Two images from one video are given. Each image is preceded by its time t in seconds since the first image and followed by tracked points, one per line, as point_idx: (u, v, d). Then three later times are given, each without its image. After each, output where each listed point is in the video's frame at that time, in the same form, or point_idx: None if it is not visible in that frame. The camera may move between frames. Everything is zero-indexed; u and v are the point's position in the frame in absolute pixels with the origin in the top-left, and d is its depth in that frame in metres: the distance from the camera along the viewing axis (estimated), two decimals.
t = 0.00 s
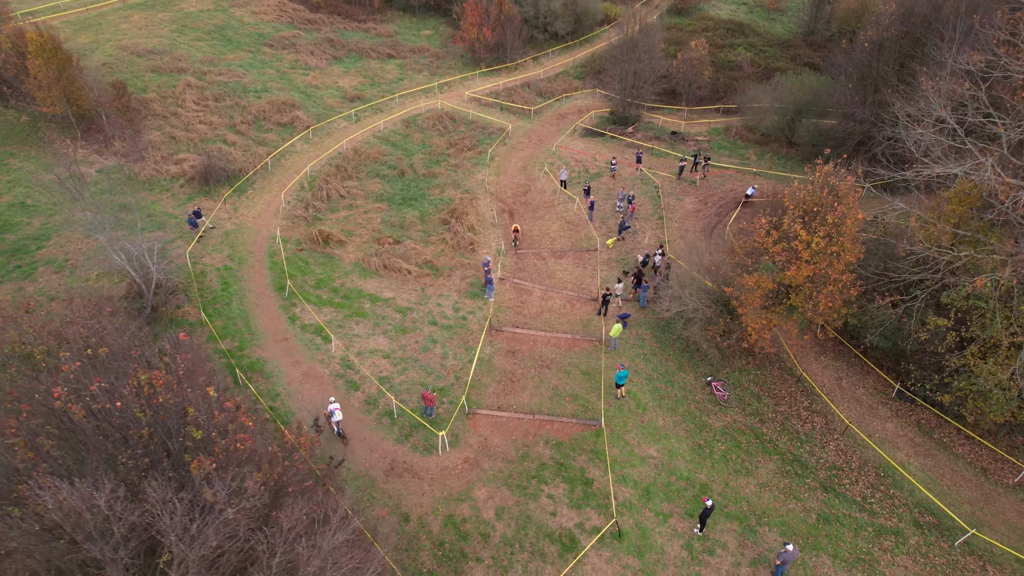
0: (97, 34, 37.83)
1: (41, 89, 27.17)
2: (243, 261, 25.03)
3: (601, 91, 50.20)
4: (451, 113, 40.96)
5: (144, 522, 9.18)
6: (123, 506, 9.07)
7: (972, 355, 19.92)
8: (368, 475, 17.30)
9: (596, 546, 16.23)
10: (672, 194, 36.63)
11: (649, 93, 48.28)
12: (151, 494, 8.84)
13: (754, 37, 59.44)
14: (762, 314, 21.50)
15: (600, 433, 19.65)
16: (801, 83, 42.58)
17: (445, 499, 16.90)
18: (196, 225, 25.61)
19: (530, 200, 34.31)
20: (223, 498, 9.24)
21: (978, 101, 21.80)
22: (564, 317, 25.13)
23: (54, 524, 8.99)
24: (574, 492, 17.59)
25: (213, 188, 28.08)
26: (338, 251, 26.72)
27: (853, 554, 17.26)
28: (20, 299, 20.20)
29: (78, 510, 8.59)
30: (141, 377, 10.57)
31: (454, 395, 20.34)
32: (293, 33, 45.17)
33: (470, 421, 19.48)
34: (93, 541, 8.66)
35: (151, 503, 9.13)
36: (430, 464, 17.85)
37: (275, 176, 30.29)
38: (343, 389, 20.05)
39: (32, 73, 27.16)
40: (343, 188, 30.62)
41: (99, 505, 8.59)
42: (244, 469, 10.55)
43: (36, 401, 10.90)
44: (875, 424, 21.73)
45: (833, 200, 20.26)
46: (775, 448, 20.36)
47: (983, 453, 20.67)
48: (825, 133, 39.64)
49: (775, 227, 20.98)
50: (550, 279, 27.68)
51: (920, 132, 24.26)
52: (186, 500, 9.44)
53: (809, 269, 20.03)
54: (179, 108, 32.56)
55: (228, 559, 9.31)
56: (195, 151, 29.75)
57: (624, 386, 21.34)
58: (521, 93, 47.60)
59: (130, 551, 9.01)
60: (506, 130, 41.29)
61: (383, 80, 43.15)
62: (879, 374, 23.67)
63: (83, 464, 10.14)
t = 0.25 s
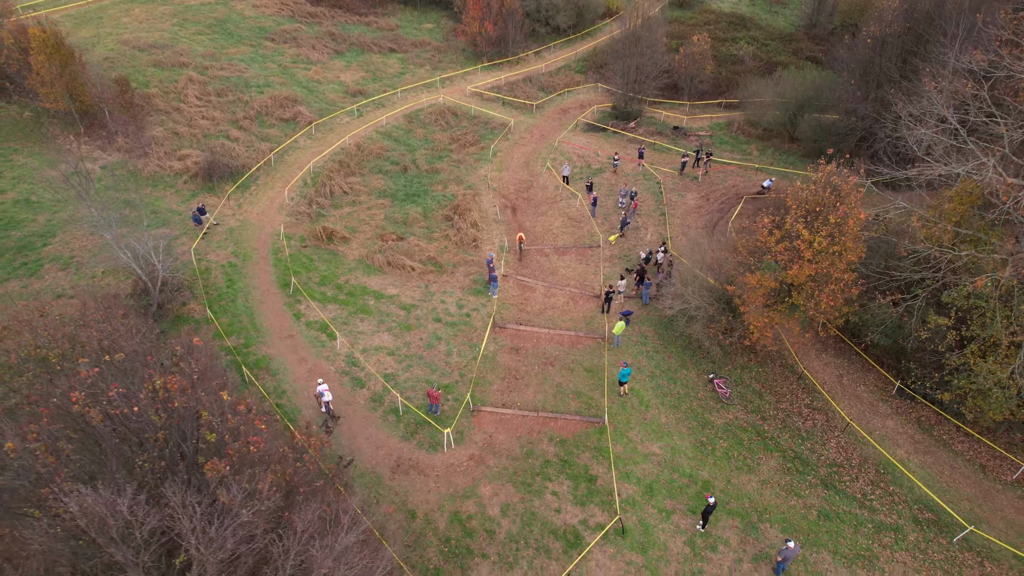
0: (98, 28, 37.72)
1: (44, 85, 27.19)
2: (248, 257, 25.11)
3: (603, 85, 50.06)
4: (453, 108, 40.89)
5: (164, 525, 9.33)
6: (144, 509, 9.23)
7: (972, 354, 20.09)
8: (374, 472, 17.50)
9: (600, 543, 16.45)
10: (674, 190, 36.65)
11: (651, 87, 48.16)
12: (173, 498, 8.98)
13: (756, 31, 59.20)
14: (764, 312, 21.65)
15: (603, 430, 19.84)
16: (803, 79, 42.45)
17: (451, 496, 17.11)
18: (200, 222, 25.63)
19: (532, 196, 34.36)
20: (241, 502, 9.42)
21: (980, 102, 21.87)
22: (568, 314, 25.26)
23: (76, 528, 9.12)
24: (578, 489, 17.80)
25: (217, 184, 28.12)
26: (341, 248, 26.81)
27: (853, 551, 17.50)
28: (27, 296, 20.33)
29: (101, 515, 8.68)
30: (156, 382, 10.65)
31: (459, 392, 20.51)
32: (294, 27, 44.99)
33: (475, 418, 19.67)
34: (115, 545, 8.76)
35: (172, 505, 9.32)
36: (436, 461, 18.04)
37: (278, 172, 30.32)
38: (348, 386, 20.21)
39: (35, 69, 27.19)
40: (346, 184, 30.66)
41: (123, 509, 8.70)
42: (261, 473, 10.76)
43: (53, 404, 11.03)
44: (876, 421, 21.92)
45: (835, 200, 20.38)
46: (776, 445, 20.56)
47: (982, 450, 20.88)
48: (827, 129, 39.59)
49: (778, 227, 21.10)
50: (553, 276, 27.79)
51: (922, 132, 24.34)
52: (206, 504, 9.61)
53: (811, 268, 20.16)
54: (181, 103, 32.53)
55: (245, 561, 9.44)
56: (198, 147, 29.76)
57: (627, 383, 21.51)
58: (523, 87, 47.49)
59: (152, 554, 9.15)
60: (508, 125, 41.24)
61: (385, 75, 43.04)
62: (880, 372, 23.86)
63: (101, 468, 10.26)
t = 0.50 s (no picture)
0: (99, 22, 37.56)
1: (47, 81, 27.17)
2: (252, 254, 25.17)
3: (605, 80, 49.91)
4: (455, 103, 40.82)
5: (183, 529, 9.49)
6: (163, 514, 9.37)
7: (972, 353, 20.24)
8: (380, 469, 17.67)
9: (604, 540, 16.66)
10: (676, 186, 36.65)
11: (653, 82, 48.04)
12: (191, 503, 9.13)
13: (759, 25, 58.96)
14: (766, 310, 21.78)
15: (607, 428, 20.01)
16: (805, 74, 42.34)
17: (456, 493, 17.30)
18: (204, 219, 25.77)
19: (534, 192, 34.39)
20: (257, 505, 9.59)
21: (983, 101, 21.89)
22: (571, 311, 25.38)
23: (96, 532, 9.26)
24: (581, 486, 18.00)
25: (220, 181, 28.14)
26: (345, 245, 26.88)
27: (853, 547, 17.71)
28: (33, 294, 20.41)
29: (122, 520, 8.82)
30: (171, 387, 10.77)
31: (463, 389, 20.67)
32: (295, 21, 44.80)
33: (480, 415, 19.83)
34: (135, 550, 8.88)
35: (190, 509, 9.47)
36: (441, 458, 18.21)
37: (281, 168, 30.32)
38: (353, 384, 20.36)
39: (37, 65, 27.17)
40: (349, 180, 30.69)
41: (143, 515, 8.85)
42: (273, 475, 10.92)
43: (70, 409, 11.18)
44: (876, 418, 22.09)
45: (838, 200, 20.45)
46: (778, 443, 20.74)
47: (981, 447, 21.08)
48: (830, 124, 39.40)
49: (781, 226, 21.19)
50: (556, 273, 27.89)
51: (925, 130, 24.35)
52: (222, 508, 9.77)
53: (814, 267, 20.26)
54: (184, 98, 32.47)
55: (261, 563, 9.64)
56: (201, 143, 29.76)
57: (630, 381, 21.67)
58: (525, 82, 47.36)
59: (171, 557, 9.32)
60: (510, 120, 41.17)
61: (386, 69, 42.91)
62: (880, 369, 24.04)
63: (118, 472, 10.39)
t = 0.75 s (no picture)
0: (100, 16, 37.42)
1: (49, 77, 27.17)
2: (255, 251, 25.23)
3: (607, 74, 49.72)
4: (457, 98, 40.73)
5: (199, 533, 9.65)
6: (179, 518, 9.53)
7: (972, 352, 20.37)
8: (386, 467, 17.84)
9: (607, 537, 16.85)
10: (678, 181, 36.64)
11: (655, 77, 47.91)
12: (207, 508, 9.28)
13: (761, 18, 58.69)
14: (768, 309, 21.91)
15: (610, 426, 20.17)
16: (808, 69, 42.22)
17: (461, 490, 17.48)
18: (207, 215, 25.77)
19: (537, 189, 34.39)
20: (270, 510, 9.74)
21: (986, 101, 21.91)
22: (574, 308, 25.48)
23: (113, 537, 9.43)
24: (585, 484, 18.18)
25: (223, 177, 28.15)
26: (348, 242, 26.93)
27: (853, 544, 17.92)
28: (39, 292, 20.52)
29: (140, 526, 8.98)
30: (184, 393, 10.92)
31: (467, 387, 20.81)
32: (296, 15, 44.61)
33: (484, 413, 19.97)
34: (152, 554, 9.07)
35: (205, 514, 9.62)
36: (446, 456, 18.37)
37: (284, 164, 30.32)
38: (358, 381, 20.49)
39: (39, 60, 27.18)
40: (351, 176, 30.69)
41: (161, 520, 9.00)
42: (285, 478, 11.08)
43: (86, 413, 11.35)
44: (877, 415, 22.25)
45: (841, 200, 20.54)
46: (779, 440, 20.92)
47: (980, 445, 21.24)
48: (832, 120, 39.03)
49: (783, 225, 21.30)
50: (559, 270, 27.97)
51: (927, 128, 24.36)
52: (237, 513, 9.92)
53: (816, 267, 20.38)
54: (185, 93, 32.41)
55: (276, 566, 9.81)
56: (203, 139, 29.75)
57: (632, 379, 21.81)
58: (527, 76, 47.21)
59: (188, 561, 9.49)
60: (512, 115, 41.10)
61: (388, 64, 42.78)
62: (881, 367, 24.19)
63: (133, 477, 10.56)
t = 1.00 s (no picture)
0: (100, 10, 37.24)
1: (51, 74, 27.14)
2: (259, 248, 25.26)
3: (609, 69, 49.49)
4: (459, 93, 40.59)
5: (212, 538, 9.83)
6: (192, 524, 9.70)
7: (973, 352, 20.47)
8: (391, 466, 17.98)
9: (611, 535, 17.02)
10: (680, 178, 36.60)
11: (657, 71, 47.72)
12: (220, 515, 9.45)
13: (764, 12, 58.37)
14: (770, 308, 21.99)
15: (613, 424, 20.30)
16: (810, 64, 42.07)
17: (466, 489, 17.63)
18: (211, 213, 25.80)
19: (539, 185, 34.36)
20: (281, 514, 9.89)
21: (988, 100, 21.90)
22: (576, 306, 25.55)
23: (129, 542, 9.60)
24: (588, 482, 18.34)
25: (226, 174, 28.13)
26: (351, 239, 26.95)
27: (854, 542, 18.10)
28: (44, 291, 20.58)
29: (155, 532, 9.15)
30: (195, 398, 11.02)
31: (471, 385, 20.93)
32: (297, 8, 44.38)
33: (488, 411, 20.10)
34: (168, 559, 9.25)
35: (219, 520, 9.80)
36: (450, 455, 18.51)
37: (286, 160, 30.28)
38: (363, 379, 20.60)
39: (40, 56, 27.14)
40: (353, 172, 30.66)
41: (176, 526, 9.18)
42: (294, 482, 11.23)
43: (97, 417, 11.45)
44: (877, 414, 22.38)
45: (843, 200, 20.59)
46: (781, 439, 21.07)
47: (979, 443, 21.36)
48: (834, 115, 38.96)
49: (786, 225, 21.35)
50: (561, 268, 28.02)
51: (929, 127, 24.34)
52: (249, 519, 10.09)
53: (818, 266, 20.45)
54: (187, 89, 32.32)
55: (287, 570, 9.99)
56: (205, 136, 29.70)
57: (635, 377, 21.92)
58: (529, 70, 47.03)
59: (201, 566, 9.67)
60: (514, 110, 40.98)
61: (389, 58, 42.59)
62: (882, 365, 24.30)
63: (146, 481, 10.70)
